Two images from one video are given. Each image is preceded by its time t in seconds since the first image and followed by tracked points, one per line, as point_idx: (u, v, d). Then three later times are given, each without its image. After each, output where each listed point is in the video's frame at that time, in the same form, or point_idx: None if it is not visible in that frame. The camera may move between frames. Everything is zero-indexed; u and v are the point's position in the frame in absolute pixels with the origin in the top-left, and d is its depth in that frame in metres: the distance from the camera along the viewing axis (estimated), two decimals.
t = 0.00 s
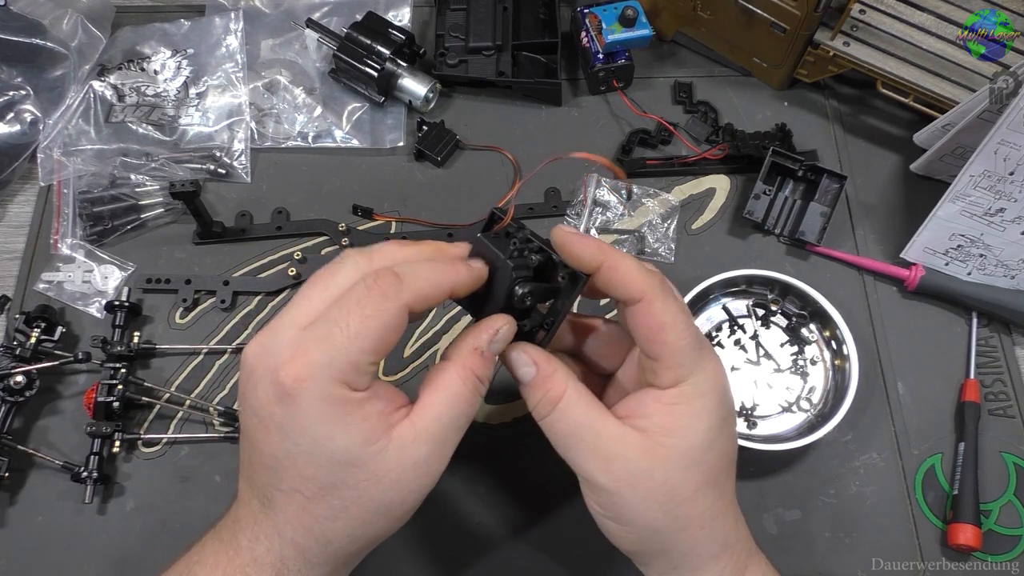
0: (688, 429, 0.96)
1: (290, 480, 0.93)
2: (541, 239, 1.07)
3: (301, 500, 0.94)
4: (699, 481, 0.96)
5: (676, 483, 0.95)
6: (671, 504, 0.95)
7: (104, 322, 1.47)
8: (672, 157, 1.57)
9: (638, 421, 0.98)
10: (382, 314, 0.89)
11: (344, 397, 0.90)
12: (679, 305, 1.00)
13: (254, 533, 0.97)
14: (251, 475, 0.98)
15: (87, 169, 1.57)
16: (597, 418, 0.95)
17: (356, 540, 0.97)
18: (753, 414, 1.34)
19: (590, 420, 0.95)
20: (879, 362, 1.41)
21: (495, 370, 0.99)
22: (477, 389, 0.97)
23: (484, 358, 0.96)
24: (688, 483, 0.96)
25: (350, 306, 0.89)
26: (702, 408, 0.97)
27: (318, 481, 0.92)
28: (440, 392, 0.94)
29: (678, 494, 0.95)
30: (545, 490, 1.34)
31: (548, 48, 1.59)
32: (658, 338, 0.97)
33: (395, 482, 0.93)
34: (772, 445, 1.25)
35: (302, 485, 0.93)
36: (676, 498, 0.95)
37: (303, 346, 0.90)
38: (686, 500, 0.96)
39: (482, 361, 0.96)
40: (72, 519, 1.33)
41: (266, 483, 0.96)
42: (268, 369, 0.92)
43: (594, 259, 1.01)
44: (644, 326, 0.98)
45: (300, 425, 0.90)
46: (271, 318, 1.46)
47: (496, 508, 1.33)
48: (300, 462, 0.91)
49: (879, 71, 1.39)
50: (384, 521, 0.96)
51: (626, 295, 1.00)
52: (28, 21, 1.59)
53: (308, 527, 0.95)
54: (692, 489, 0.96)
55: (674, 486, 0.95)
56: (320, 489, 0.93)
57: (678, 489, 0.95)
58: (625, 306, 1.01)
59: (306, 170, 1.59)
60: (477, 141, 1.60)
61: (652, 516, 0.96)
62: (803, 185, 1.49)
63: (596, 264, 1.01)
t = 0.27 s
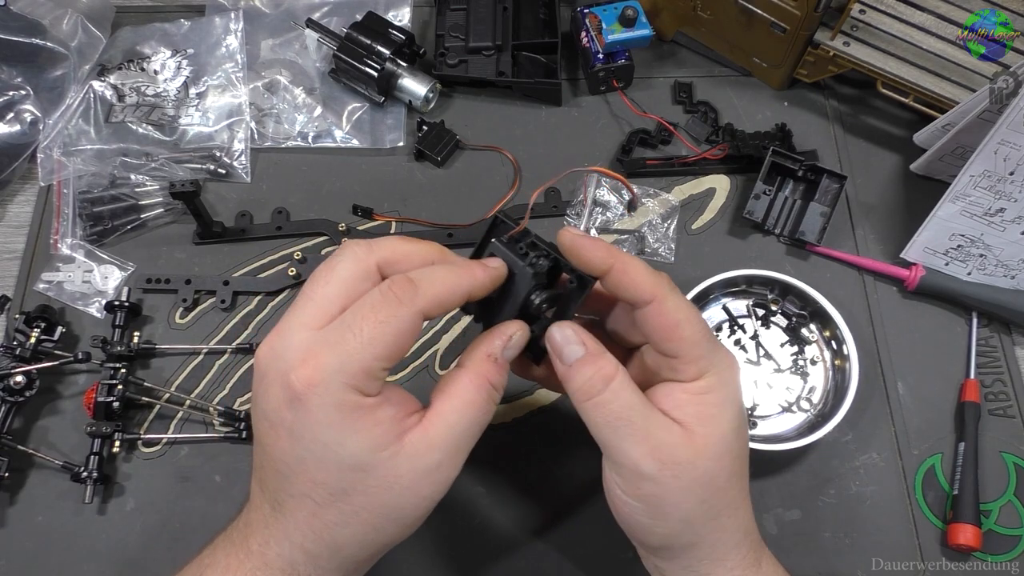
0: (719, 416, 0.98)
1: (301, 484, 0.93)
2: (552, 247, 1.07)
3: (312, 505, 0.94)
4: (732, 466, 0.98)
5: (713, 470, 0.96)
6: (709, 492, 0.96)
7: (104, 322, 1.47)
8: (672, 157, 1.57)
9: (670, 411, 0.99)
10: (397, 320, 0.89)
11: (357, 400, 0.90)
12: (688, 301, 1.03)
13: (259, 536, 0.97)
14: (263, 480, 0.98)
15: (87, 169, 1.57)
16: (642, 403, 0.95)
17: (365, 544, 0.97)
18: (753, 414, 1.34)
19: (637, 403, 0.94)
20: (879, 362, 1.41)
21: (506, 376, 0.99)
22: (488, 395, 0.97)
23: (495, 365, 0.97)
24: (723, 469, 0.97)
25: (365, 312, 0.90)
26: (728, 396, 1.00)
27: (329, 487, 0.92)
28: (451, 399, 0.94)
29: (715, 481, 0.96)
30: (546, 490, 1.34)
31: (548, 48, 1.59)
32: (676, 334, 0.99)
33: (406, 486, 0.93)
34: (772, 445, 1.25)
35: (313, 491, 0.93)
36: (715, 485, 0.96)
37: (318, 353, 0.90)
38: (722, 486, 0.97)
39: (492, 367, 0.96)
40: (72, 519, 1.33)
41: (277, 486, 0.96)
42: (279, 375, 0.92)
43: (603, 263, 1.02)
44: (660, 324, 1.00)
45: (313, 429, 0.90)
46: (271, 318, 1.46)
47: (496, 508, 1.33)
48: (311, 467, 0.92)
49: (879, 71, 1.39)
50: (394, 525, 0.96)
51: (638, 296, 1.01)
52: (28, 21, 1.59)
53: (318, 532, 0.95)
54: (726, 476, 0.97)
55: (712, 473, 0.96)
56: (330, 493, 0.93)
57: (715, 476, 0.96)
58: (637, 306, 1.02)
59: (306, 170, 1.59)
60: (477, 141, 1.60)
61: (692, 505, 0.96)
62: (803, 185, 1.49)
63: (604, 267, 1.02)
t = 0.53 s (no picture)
0: (728, 408, 0.99)
1: (264, 419, 0.99)
2: (553, 264, 1.07)
3: (267, 442, 0.98)
4: (739, 459, 0.99)
5: (721, 462, 0.96)
6: (717, 484, 0.96)
7: (104, 322, 1.47)
8: (672, 157, 1.57)
9: (679, 405, 0.99)
10: (353, 253, 1.06)
11: (311, 338, 1.00)
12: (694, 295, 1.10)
13: (240, 501, 1.01)
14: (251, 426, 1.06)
15: (87, 169, 1.57)
16: (649, 398, 0.95)
17: (311, 496, 0.96)
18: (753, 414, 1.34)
19: (644, 398, 0.94)
20: (879, 362, 1.41)
21: (472, 352, 0.97)
22: (444, 361, 0.96)
23: (461, 335, 0.96)
24: (731, 461, 0.97)
25: (336, 250, 1.07)
26: (735, 388, 1.01)
27: (282, 421, 0.97)
28: (404, 353, 0.96)
29: (724, 474, 0.97)
30: (546, 490, 1.34)
31: (548, 48, 1.59)
32: (685, 323, 1.05)
33: (346, 429, 0.94)
34: (772, 446, 1.25)
35: (269, 425, 0.99)
36: (723, 476, 0.97)
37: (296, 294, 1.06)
38: (730, 479, 0.97)
39: (452, 332, 0.96)
40: (72, 519, 1.33)
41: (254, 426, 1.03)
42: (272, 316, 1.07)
43: (609, 263, 1.09)
44: (670, 314, 1.06)
45: (272, 358, 1.01)
46: (271, 318, 1.46)
47: (497, 508, 1.33)
48: (272, 397, 0.99)
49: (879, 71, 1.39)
50: (339, 477, 0.95)
51: (645, 289, 1.08)
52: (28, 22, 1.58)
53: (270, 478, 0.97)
54: (732, 468, 0.97)
55: (720, 463, 0.96)
56: (281, 428, 0.97)
57: (723, 468, 0.96)
58: (647, 298, 1.09)
59: (306, 170, 1.59)
60: (477, 141, 1.60)
61: (701, 497, 0.96)
62: (803, 185, 1.49)
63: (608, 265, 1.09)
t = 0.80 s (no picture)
0: (724, 400, 1.00)
1: (264, 371, 1.01)
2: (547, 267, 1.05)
3: (258, 396, 1.00)
4: (738, 449, 0.99)
5: (720, 451, 0.96)
6: (719, 474, 0.96)
7: (104, 322, 1.47)
8: (672, 157, 1.57)
9: (676, 398, 1.00)
10: (390, 250, 1.09)
11: (327, 304, 1.03)
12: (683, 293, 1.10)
13: (221, 458, 1.01)
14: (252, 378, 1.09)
15: (87, 169, 1.57)
16: (645, 391, 0.95)
17: (278, 452, 0.96)
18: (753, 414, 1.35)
19: (641, 390, 0.95)
20: (879, 363, 1.41)
21: (476, 354, 0.96)
22: (444, 354, 0.95)
23: (467, 334, 0.96)
24: (730, 452, 0.97)
25: (378, 242, 1.11)
26: (731, 380, 1.03)
27: (277, 378, 0.99)
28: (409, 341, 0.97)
29: (724, 464, 0.97)
30: (546, 491, 1.33)
31: (548, 48, 1.59)
32: (676, 320, 1.06)
33: (330, 394, 0.95)
34: (772, 446, 1.25)
35: (265, 381, 1.00)
36: (724, 466, 0.97)
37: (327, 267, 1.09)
38: (730, 469, 0.97)
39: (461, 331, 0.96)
40: (71, 519, 1.33)
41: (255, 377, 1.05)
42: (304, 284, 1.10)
43: (599, 264, 1.09)
44: (660, 313, 1.07)
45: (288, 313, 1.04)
46: (271, 318, 1.46)
47: (497, 508, 1.33)
48: (277, 353, 1.01)
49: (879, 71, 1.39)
50: (309, 438, 0.95)
51: (635, 287, 1.08)
52: (28, 21, 1.58)
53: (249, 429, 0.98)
54: (732, 458, 0.97)
55: (720, 453, 0.96)
56: (274, 379, 0.99)
57: (723, 458, 0.97)
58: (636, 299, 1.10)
59: (306, 170, 1.59)
60: (477, 141, 1.60)
61: (703, 489, 0.96)
62: (804, 185, 1.49)
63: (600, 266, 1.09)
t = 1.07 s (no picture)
0: (716, 402, 0.99)
1: (257, 386, 1.01)
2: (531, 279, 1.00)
3: (253, 411, 0.99)
4: (733, 449, 0.98)
5: (714, 453, 0.96)
6: (714, 476, 0.96)
7: (103, 322, 1.47)
8: (672, 157, 1.57)
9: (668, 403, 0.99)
10: (384, 255, 1.08)
11: (322, 316, 1.02)
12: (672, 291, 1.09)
13: (222, 464, 1.01)
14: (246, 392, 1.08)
15: (87, 169, 1.57)
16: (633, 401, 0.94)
17: (280, 470, 0.96)
18: (753, 414, 1.34)
19: (627, 403, 0.94)
20: (879, 363, 1.41)
21: (471, 359, 0.96)
22: (440, 364, 0.95)
23: (461, 339, 0.95)
24: (723, 453, 0.97)
25: (371, 247, 1.10)
26: (723, 381, 1.02)
27: (271, 392, 0.98)
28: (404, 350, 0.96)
29: (719, 466, 0.96)
30: (546, 491, 1.34)
31: (548, 48, 1.59)
32: (666, 322, 1.04)
33: (329, 412, 0.94)
34: (772, 445, 1.25)
35: (259, 395, 0.99)
36: (720, 468, 0.96)
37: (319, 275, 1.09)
38: (726, 471, 0.97)
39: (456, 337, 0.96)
40: (71, 519, 1.33)
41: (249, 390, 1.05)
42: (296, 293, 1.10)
43: (587, 261, 1.07)
44: (649, 314, 1.05)
45: (283, 325, 1.03)
46: (271, 318, 1.46)
47: (497, 509, 1.33)
48: (269, 366, 1.00)
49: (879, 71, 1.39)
50: (309, 452, 0.95)
51: (622, 286, 1.06)
52: (28, 21, 1.58)
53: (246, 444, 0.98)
54: (727, 460, 0.97)
55: (715, 456, 0.96)
56: (270, 396, 0.98)
57: (718, 461, 0.96)
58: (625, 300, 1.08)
59: (306, 170, 1.59)
60: (477, 141, 1.60)
61: (700, 493, 0.95)
62: (804, 185, 1.49)
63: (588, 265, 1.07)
